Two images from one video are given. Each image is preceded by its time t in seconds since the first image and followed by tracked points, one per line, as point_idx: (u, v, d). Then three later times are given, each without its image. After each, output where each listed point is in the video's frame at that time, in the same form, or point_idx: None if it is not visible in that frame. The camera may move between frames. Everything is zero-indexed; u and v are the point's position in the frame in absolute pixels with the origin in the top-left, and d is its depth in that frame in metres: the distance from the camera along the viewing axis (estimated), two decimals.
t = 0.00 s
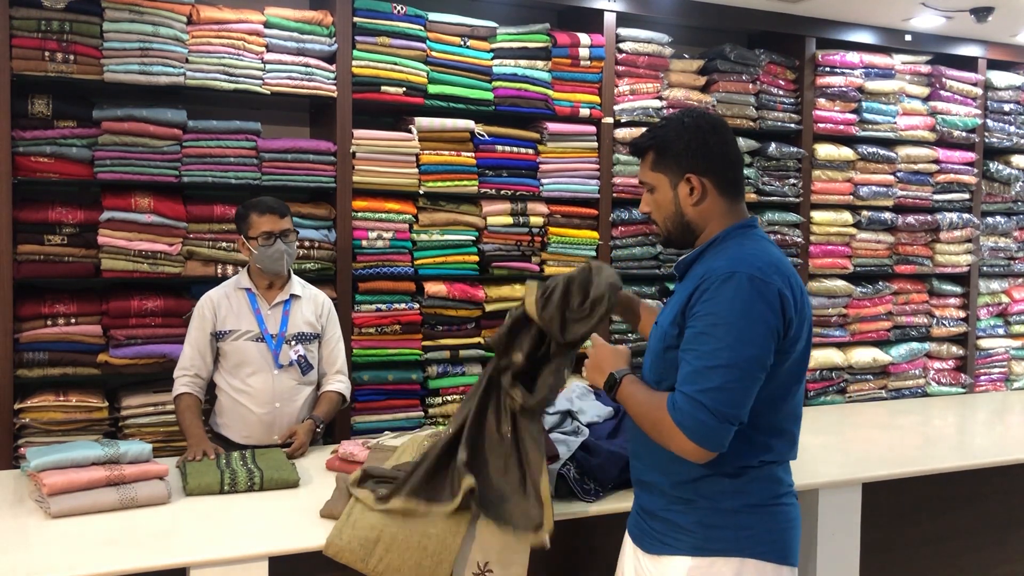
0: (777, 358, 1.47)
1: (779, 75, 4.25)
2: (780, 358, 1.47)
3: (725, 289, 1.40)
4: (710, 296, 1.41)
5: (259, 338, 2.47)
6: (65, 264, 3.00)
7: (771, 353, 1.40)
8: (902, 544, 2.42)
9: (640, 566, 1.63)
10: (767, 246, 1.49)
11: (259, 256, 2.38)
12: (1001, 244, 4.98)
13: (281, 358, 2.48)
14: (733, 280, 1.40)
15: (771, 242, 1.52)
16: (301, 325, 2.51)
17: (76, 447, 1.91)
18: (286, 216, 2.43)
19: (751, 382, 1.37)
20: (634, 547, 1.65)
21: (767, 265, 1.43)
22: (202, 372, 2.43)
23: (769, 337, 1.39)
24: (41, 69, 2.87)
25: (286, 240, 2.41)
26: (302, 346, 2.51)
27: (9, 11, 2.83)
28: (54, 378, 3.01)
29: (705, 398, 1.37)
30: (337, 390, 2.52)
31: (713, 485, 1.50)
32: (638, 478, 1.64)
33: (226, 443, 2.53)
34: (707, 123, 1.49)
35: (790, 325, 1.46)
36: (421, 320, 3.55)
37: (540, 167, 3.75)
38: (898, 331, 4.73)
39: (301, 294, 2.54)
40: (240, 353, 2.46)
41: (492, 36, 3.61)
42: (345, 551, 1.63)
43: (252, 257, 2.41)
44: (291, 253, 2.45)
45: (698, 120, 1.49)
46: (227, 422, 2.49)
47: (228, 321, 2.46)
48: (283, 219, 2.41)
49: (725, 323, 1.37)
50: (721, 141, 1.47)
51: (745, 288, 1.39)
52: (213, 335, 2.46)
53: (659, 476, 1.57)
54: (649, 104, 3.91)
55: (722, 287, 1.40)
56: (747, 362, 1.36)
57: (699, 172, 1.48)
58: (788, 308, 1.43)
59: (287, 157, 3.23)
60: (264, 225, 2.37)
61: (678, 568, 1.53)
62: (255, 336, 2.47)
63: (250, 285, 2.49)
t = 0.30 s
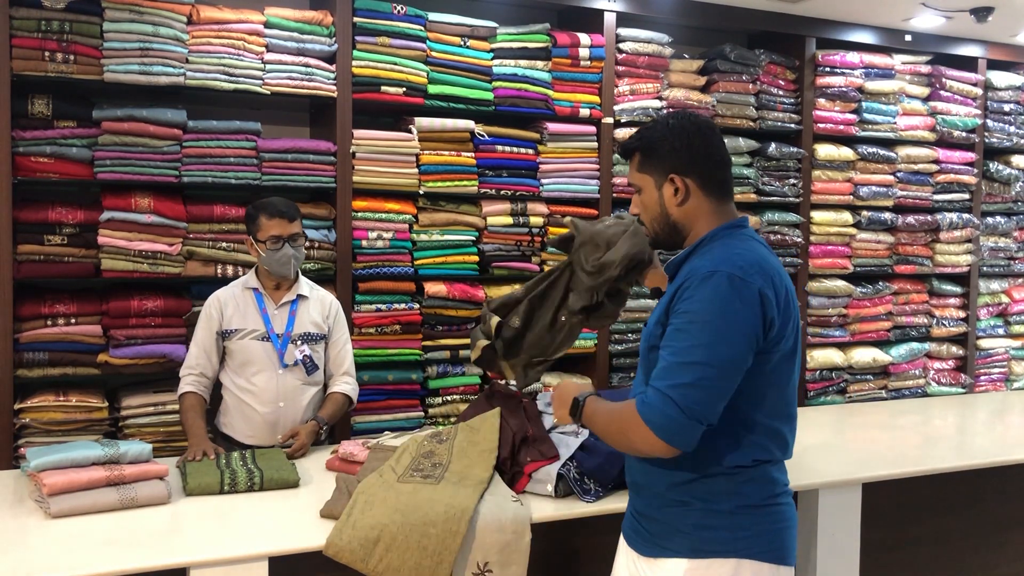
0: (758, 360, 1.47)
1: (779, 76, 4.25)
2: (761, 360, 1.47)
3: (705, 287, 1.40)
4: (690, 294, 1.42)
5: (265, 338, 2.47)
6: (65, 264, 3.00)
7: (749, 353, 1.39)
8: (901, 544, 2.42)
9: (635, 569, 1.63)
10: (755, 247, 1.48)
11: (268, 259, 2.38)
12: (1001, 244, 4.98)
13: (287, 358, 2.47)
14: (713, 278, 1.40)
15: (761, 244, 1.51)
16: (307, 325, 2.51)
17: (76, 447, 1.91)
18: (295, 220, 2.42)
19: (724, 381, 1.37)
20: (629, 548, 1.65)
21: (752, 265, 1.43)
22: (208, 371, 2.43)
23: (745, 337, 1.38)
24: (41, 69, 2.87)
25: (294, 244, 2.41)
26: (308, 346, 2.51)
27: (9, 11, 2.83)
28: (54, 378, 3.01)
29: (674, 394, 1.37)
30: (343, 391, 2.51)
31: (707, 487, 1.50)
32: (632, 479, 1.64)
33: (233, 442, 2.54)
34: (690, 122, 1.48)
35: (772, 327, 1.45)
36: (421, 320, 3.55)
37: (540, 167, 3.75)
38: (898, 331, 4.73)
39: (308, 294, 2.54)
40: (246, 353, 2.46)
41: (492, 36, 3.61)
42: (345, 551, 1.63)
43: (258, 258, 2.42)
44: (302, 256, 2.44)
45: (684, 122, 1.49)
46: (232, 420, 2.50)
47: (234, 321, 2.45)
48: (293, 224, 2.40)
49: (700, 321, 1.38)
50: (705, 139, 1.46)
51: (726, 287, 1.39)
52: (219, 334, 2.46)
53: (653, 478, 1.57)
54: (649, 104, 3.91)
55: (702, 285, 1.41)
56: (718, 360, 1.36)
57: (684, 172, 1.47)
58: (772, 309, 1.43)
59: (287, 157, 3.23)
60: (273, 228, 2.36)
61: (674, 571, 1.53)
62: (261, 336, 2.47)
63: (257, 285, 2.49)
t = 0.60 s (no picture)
0: (715, 355, 1.47)
1: (779, 76, 4.25)
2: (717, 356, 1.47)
3: (664, 275, 1.42)
4: (650, 281, 1.43)
5: (268, 338, 2.47)
6: (65, 264, 3.00)
7: (701, 344, 1.40)
8: (901, 544, 2.42)
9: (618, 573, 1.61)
10: (722, 245, 1.49)
11: (265, 263, 2.39)
12: (1001, 244, 4.98)
13: (289, 359, 2.47)
14: (672, 266, 1.42)
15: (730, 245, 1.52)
16: (311, 326, 2.51)
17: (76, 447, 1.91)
18: (297, 225, 2.37)
19: (668, 367, 1.37)
20: (612, 550, 1.62)
21: (715, 258, 1.44)
22: (209, 369, 2.43)
23: (699, 327, 1.39)
24: (41, 69, 2.87)
25: (292, 251, 2.39)
26: (311, 347, 2.50)
27: (9, 11, 2.83)
28: (54, 378, 3.01)
29: (619, 373, 1.37)
30: (345, 391, 2.50)
31: (688, 484, 1.50)
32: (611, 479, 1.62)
33: (234, 443, 2.53)
34: (646, 127, 1.53)
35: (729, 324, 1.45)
36: (420, 320, 3.55)
37: (540, 167, 3.75)
38: (898, 331, 4.73)
39: (313, 295, 2.54)
40: (249, 352, 2.46)
41: (492, 36, 3.61)
42: (345, 551, 1.64)
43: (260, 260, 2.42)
44: (298, 262, 2.42)
45: (642, 127, 1.53)
46: (234, 420, 2.50)
47: (238, 321, 2.46)
48: (294, 230, 2.35)
49: (654, 306, 1.39)
50: (659, 142, 1.51)
51: (685, 275, 1.40)
52: (222, 334, 2.46)
53: (633, 478, 1.55)
54: (649, 104, 3.91)
55: (661, 274, 1.43)
56: (666, 344, 1.37)
57: (641, 173, 1.51)
58: (732, 304, 1.43)
59: (287, 157, 3.23)
60: (271, 234, 2.34)
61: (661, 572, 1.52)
62: (264, 336, 2.47)
63: (261, 285, 2.50)
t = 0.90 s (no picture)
0: (653, 347, 1.47)
1: (779, 76, 4.25)
2: (659, 348, 1.47)
3: (592, 277, 1.45)
4: (582, 284, 1.46)
5: (269, 339, 2.47)
6: (65, 264, 3.00)
7: (636, 338, 1.41)
8: (900, 544, 2.42)
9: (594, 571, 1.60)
10: (652, 240, 1.51)
11: (266, 264, 2.39)
12: (1001, 244, 4.98)
13: (290, 360, 2.47)
14: (600, 267, 1.44)
15: (662, 239, 1.54)
16: (312, 327, 2.51)
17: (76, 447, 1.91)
18: (298, 225, 2.36)
19: (607, 364, 1.40)
20: (585, 548, 1.62)
21: (641, 253, 1.45)
22: (212, 369, 2.43)
23: (632, 322, 1.41)
24: (41, 69, 2.87)
25: (293, 251, 2.39)
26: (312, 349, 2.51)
27: (9, 11, 2.83)
28: (54, 378, 3.01)
29: (561, 375, 1.40)
30: (346, 391, 2.51)
31: (650, 478, 1.50)
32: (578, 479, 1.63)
33: (235, 443, 2.53)
34: (576, 136, 1.56)
35: (665, 315, 1.46)
36: (420, 320, 3.55)
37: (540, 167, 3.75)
38: (898, 331, 4.73)
39: (314, 296, 2.54)
40: (251, 353, 2.46)
41: (492, 36, 3.61)
42: (345, 551, 1.65)
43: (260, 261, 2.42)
44: (299, 262, 2.42)
45: (572, 137, 1.56)
46: (236, 420, 2.50)
47: (240, 321, 2.46)
48: (294, 230, 2.35)
49: (586, 308, 1.42)
50: (588, 150, 1.53)
51: (610, 275, 1.43)
52: (225, 334, 2.46)
53: (598, 476, 1.56)
54: (649, 104, 3.91)
55: (591, 275, 1.45)
56: (602, 343, 1.39)
57: (572, 182, 1.53)
58: (660, 296, 1.44)
59: (287, 157, 3.23)
60: (270, 234, 2.34)
61: (632, 567, 1.51)
62: (265, 337, 2.47)
63: (262, 285, 2.50)
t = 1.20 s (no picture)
0: (629, 336, 1.48)
1: (779, 76, 4.25)
2: (635, 337, 1.48)
3: (564, 271, 1.45)
4: (555, 280, 1.47)
5: (270, 339, 2.47)
6: (65, 264, 3.00)
7: (614, 327, 1.43)
8: (900, 544, 2.42)
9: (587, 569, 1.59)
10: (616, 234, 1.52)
11: (263, 264, 2.39)
12: (1001, 244, 4.98)
13: (292, 360, 2.48)
14: (571, 261, 1.45)
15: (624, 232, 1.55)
16: (312, 326, 2.53)
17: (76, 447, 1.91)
18: (293, 225, 2.37)
19: (590, 355, 1.40)
20: (574, 545, 1.61)
21: (607, 245, 1.47)
22: (213, 371, 2.42)
23: (609, 311, 1.42)
24: (41, 69, 2.87)
25: (290, 251, 2.39)
26: (313, 348, 2.52)
27: (9, 11, 2.84)
28: (54, 378, 3.01)
29: (548, 371, 1.40)
30: (354, 384, 2.59)
31: (637, 469, 1.50)
32: (561, 478, 1.61)
33: (238, 446, 2.52)
34: (531, 143, 1.56)
35: (637, 303, 1.48)
36: (420, 320, 3.55)
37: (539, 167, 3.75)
38: (898, 331, 4.73)
39: (312, 295, 2.55)
40: (252, 354, 2.46)
41: (492, 36, 3.62)
42: (346, 551, 1.64)
43: (258, 262, 2.41)
44: (295, 262, 2.43)
45: (527, 144, 1.56)
46: (237, 422, 2.49)
47: (240, 322, 2.46)
48: (290, 230, 2.36)
49: (564, 302, 1.42)
50: (542, 155, 1.53)
51: (582, 267, 1.43)
52: (225, 335, 2.45)
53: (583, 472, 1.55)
54: (649, 104, 3.91)
55: (562, 270, 1.46)
56: (584, 334, 1.40)
57: (531, 187, 1.53)
58: (632, 284, 1.45)
59: (288, 157, 3.23)
60: (267, 235, 2.34)
61: (626, 559, 1.51)
62: (265, 337, 2.47)
63: (260, 286, 2.49)
